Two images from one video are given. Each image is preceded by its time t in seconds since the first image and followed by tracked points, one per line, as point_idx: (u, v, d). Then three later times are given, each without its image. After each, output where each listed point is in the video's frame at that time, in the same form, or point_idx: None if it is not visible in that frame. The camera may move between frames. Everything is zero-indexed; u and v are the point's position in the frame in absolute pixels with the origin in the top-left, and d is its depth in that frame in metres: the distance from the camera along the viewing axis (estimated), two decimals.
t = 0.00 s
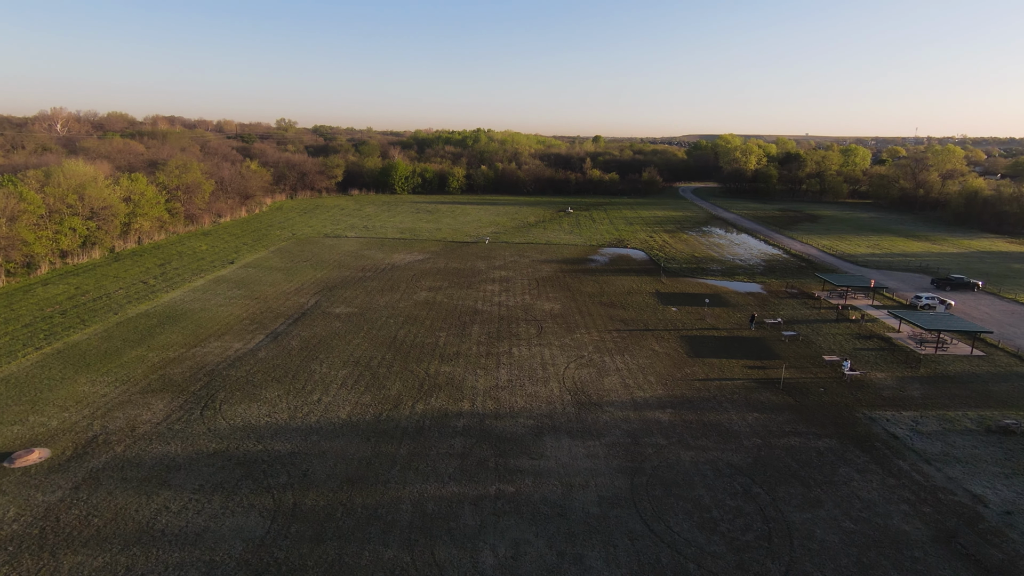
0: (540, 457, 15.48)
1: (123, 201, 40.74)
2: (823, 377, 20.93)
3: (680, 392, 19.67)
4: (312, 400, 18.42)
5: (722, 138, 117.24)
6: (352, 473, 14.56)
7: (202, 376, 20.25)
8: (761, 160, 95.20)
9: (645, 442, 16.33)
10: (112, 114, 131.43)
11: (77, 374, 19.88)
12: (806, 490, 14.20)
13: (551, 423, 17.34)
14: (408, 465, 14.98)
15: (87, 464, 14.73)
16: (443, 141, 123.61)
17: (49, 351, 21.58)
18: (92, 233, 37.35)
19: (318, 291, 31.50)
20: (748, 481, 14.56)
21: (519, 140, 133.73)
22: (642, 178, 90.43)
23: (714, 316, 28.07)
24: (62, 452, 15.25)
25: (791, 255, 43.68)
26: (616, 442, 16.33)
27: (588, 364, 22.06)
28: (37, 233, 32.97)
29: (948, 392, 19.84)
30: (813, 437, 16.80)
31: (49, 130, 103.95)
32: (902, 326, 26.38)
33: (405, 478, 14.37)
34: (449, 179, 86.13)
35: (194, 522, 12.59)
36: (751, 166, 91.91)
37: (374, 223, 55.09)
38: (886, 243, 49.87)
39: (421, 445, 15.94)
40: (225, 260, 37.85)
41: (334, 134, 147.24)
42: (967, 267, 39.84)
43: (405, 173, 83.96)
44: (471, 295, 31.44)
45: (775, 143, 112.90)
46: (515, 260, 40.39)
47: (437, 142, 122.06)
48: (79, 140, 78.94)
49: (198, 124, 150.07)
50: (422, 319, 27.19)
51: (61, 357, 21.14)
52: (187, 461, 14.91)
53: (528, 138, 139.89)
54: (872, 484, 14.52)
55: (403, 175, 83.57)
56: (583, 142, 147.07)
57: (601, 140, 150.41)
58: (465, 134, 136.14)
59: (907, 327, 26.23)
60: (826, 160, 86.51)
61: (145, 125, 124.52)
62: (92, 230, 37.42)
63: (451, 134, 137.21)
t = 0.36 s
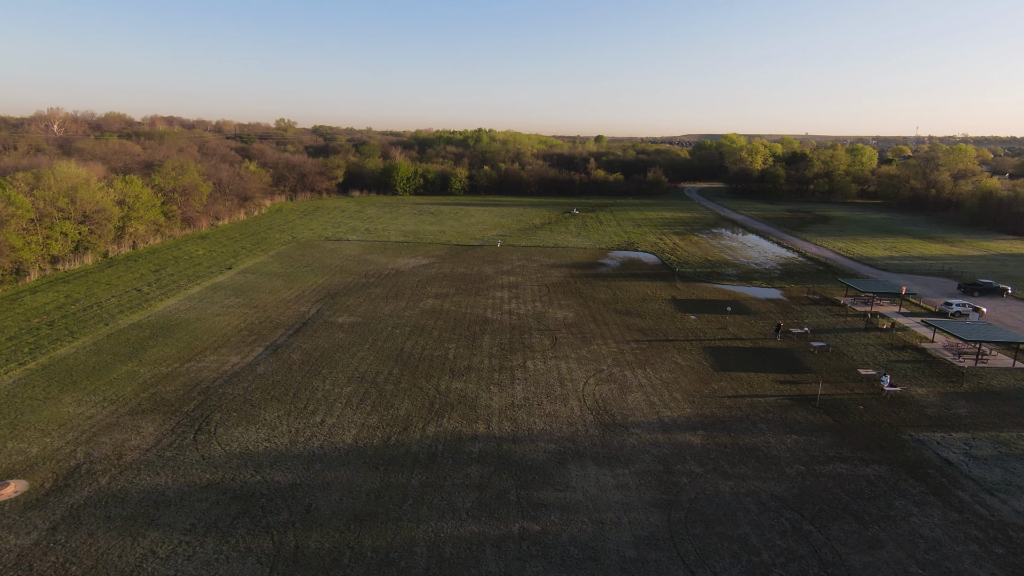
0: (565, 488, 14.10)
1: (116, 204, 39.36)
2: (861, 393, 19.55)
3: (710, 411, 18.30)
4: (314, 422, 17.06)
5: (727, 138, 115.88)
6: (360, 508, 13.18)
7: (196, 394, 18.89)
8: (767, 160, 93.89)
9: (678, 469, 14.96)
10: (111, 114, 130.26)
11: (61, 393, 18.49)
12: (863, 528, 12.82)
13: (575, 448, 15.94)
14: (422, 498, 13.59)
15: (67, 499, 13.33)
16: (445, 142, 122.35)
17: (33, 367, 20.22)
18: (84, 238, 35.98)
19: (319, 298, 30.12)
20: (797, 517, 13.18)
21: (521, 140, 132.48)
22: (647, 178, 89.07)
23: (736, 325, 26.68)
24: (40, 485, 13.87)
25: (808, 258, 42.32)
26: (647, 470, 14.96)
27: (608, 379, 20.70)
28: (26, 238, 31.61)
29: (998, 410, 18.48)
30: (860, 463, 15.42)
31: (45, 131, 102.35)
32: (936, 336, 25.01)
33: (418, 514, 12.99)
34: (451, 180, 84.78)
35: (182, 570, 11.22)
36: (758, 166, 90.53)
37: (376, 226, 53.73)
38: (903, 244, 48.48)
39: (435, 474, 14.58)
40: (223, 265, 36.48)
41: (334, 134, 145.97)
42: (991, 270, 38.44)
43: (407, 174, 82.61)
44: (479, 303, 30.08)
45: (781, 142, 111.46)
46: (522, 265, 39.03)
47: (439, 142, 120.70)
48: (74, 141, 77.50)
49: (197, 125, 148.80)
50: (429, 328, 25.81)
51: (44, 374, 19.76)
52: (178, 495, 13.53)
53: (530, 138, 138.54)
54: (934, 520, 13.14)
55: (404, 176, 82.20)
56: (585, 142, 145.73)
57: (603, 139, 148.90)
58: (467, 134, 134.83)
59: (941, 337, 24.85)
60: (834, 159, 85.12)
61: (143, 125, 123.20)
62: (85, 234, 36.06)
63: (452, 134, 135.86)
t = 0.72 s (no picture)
0: (596, 526, 12.75)
1: (108, 208, 37.96)
2: (903, 411, 18.22)
3: (744, 433, 16.94)
4: (316, 448, 15.69)
5: (731, 138, 114.70)
6: (370, 551, 11.82)
7: (188, 417, 17.52)
8: (773, 160, 92.69)
9: (718, 503, 13.59)
10: (107, 115, 128.91)
11: (41, 417, 17.09)
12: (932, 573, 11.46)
13: (602, 478, 14.57)
14: (438, 540, 12.21)
15: (41, 544, 11.93)
16: (445, 142, 121.02)
17: (14, 387, 18.84)
18: (75, 244, 34.57)
19: (319, 307, 28.75)
20: (856, 559, 11.82)
21: (522, 140, 131.24)
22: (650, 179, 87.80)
23: (759, 335, 25.36)
24: (11, 526, 12.47)
25: (824, 262, 41.08)
26: (684, 503, 13.60)
27: (630, 396, 19.33)
28: (12, 245, 30.19)
29: None
30: (916, 493, 14.06)
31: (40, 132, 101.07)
32: (972, 346, 23.68)
33: (434, 561, 11.62)
34: (452, 181, 83.49)
35: None
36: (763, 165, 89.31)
37: (377, 229, 52.35)
38: (919, 246, 47.18)
39: (451, 510, 13.22)
40: (219, 272, 35.09)
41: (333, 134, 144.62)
42: (1015, 274, 37.15)
43: (407, 175, 81.25)
44: (487, 311, 28.72)
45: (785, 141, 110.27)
46: (530, 270, 37.68)
47: (439, 143, 119.35)
48: (67, 143, 76.05)
49: (194, 126, 147.48)
50: (436, 340, 24.43)
51: (25, 395, 18.38)
52: (166, 538, 12.15)
53: (530, 138, 137.33)
54: (1009, 562, 11.79)
55: (405, 177, 80.83)
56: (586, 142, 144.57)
57: (604, 139, 147.73)
58: (466, 134, 133.54)
59: (977, 347, 23.53)
60: (841, 159, 83.90)
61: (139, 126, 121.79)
62: (75, 240, 34.65)
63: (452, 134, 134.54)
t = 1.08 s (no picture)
0: (631, 572, 11.42)
1: (95, 212, 36.38)
2: (947, 431, 16.99)
3: (781, 458, 15.62)
4: (316, 480, 14.30)
5: (731, 137, 113.68)
6: None
7: (176, 444, 16.07)
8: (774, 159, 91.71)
9: (764, 542, 12.28)
10: (98, 116, 126.89)
11: (13, 446, 15.59)
12: None
13: (632, 513, 13.23)
14: None
15: None
16: (442, 142, 119.65)
17: None
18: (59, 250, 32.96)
19: (317, 316, 27.32)
20: None
21: (519, 140, 130.01)
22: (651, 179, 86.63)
23: (782, 345, 24.09)
24: None
25: (837, 265, 39.95)
26: (725, 542, 12.28)
27: (653, 415, 18.02)
28: None
29: None
30: (979, 528, 12.78)
31: (29, 133, 99.16)
32: (1007, 356, 22.49)
33: None
34: (451, 182, 82.08)
35: None
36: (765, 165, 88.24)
37: (375, 232, 50.93)
38: (932, 248, 46.07)
39: (467, 553, 11.85)
40: (211, 278, 33.62)
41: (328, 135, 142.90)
42: None
43: (405, 176, 79.76)
44: (494, 320, 27.39)
45: (785, 140, 109.43)
46: (535, 275, 36.36)
47: (436, 143, 117.91)
48: (55, 144, 74.17)
49: (188, 126, 145.51)
50: (442, 352, 23.07)
51: None
52: None
53: (528, 138, 136.07)
54: None
55: (402, 178, 79.34)
56: (584, 142, 143.33)
57: (602, 139, 146.86)
58: (463, 134, 132.18)
59: (1012, 357, 22.35)
60: (844, 158, 83.02)
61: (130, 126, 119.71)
62: (59, 246, 33.05)
63: (449, 134, 133.13)
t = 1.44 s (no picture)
0: None
1: (81, 216, 34.80)
2: (998, 454, 15.76)
3: (824, 488, 14.33)
4: (317, 518, 12.89)
5: (731, 137, 112.77)
6: None
7: (161, 474, 14.62)
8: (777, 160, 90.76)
9: None
10: (90, 115, 124.87)
11: None
12: None
13: (669, 556, 11.89)
14: None
15: None
16: (440, 143, 118.18)
17: None
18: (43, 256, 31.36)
19: (315, 326, 25.88)
20: None
21: (518, 140, 128.82)
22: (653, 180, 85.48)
23: (808, 357, 22.83)
24: None
25: (851, 269, 38.80)
26: None
27: (681, 437, 16.70)
28: None
29: None
30: None
31: (19, 134, 97.10)
32: None
33: None
34: (450, 183, 80.63)
35: None
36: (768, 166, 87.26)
37: (373, 235, 49.49)
38: (945, 250, 45.03)
39: None
40: (203, 285, 32.11)
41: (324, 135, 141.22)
42: None
43: (403, 177, 78.32)
44: (502, 329, 26.06)
45: (786, 140, 108.59)
46: (542, 280, 35.00)
47: (433, 143, 116.46)
48: (43, 145, 72.33)
49: (181, 126, 143.62)
50: (449, 366, 21.69)
51: None
52: None
53: (526, 138, 134.78)
54: None
55: (400, 179, 77.89)
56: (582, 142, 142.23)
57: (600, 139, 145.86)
58: (461, 134, 130.81)
59: None
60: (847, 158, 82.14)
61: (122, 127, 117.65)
62: (43, 252, 31.45)
63: (447, 134, 131.71)
